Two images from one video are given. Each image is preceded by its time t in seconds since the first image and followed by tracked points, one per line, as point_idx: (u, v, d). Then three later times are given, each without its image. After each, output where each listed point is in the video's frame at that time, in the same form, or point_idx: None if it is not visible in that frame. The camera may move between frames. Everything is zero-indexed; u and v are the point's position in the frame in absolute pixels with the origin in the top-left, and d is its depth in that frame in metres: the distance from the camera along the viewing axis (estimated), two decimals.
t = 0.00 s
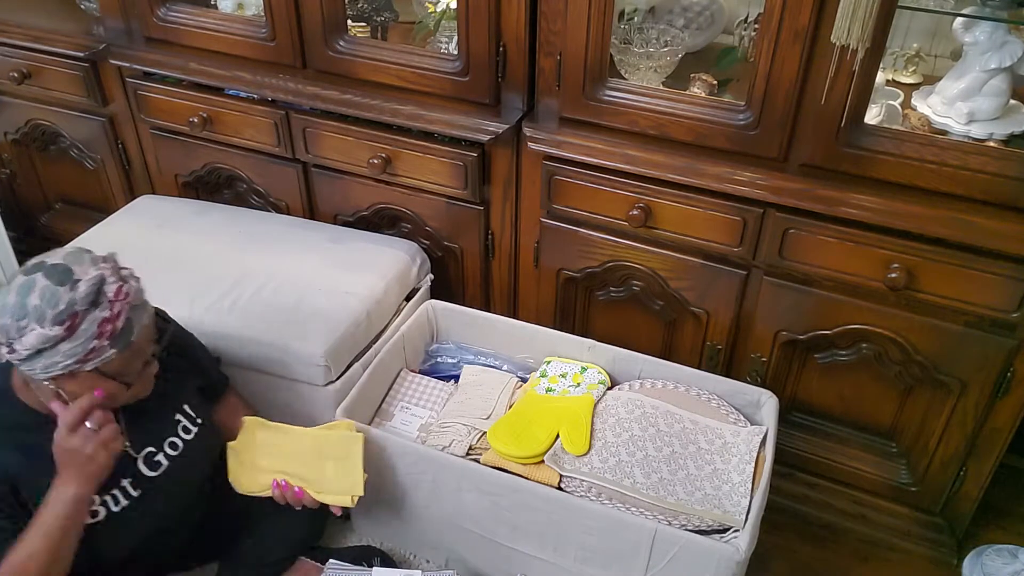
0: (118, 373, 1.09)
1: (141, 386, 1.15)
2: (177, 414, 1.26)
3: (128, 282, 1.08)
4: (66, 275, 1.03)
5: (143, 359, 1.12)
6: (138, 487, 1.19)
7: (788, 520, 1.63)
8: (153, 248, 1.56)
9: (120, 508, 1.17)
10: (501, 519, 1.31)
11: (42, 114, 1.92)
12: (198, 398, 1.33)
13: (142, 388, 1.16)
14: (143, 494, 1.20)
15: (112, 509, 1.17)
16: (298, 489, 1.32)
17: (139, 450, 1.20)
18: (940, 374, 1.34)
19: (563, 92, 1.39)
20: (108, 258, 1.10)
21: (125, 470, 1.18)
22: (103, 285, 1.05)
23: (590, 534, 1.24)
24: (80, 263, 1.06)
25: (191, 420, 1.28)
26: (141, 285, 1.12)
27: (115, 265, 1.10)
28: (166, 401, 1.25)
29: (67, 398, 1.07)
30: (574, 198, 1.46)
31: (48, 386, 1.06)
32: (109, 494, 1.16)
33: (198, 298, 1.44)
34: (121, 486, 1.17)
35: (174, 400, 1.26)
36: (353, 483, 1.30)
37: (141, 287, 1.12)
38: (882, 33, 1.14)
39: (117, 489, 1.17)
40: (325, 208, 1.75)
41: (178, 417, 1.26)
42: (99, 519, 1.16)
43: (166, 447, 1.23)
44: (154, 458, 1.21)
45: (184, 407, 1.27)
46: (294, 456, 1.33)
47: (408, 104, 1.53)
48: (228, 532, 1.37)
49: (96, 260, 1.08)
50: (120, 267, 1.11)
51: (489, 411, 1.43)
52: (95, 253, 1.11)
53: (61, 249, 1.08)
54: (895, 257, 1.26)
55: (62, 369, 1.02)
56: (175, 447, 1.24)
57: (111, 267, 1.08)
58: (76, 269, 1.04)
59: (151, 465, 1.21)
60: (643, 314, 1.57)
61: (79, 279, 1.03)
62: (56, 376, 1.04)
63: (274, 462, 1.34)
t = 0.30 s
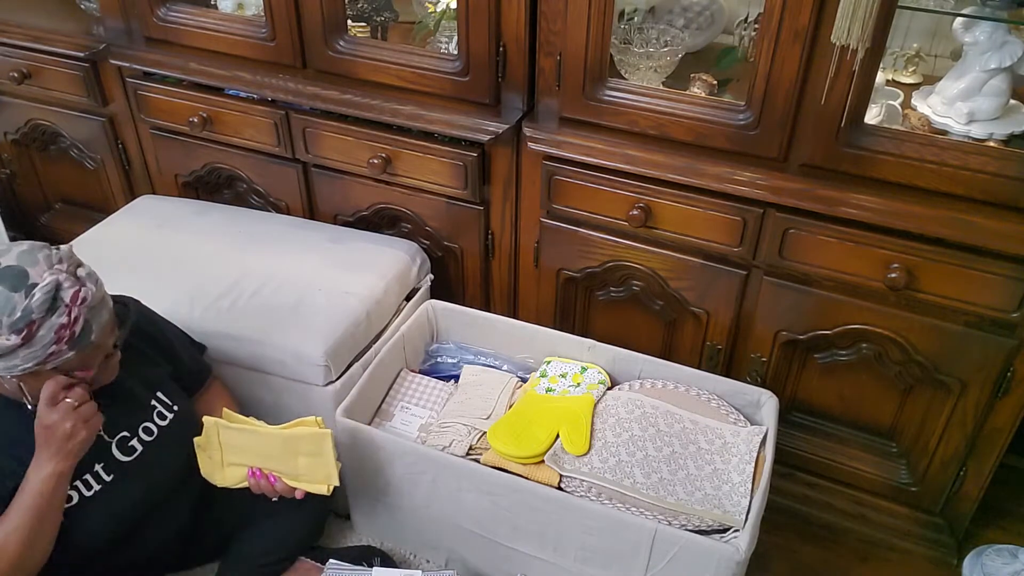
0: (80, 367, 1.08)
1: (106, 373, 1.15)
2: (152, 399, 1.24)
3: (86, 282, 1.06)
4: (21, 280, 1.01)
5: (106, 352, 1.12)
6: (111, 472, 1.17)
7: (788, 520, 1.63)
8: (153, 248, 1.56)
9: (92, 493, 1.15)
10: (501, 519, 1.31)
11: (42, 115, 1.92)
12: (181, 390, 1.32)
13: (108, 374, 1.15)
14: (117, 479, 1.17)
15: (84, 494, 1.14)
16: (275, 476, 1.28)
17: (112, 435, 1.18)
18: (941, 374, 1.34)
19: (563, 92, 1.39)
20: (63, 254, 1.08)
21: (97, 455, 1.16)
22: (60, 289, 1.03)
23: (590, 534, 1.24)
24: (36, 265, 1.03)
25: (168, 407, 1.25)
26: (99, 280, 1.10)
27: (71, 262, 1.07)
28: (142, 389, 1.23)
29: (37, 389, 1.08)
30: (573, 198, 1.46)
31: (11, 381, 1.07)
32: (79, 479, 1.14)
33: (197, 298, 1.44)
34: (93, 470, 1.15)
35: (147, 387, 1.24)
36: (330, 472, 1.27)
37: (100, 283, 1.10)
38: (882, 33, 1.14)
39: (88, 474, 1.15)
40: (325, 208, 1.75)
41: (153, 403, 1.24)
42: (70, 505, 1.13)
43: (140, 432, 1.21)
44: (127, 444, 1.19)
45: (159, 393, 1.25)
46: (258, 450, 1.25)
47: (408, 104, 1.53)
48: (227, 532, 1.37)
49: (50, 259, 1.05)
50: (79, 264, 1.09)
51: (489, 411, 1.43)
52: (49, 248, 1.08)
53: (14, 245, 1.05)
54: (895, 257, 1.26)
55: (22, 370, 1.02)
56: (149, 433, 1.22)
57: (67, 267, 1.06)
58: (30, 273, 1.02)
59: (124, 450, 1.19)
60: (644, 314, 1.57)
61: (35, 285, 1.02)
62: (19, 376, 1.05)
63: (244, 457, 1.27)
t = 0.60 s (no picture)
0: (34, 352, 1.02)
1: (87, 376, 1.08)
2: (156, 403, 1.23)
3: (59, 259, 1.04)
4: None
5: (73, 344, 1.05)
6: (118, 477, 1.16)
7: (788, 520, 1.63)
8: (153, 248, 1.56)
9: (99, 498, 1.14)
10: (501, 519, 1.31)
11: (42, 115, 1.92)
12: (183, 392, 1.32)
13: (87, 377, 1.08)
14: (124, 483, 1.17)
15: (91, 500, 1.13)
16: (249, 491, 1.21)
17: (117, 440, 1.17)
18: (941, 374, 1.34)
19: (563, 91, 1.39)
20: (60, 238, 1.08)
21: (103, 459, 1.15)
22: (25, 255, 1.02)
23: (590, 534, 1.24)
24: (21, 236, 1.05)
25: (173, 409, 1.26)
26: (80, 266, 1.07)
27: (61, 243, 1.07)
28: (145, 392, 1.23)
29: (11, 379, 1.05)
30: (573, 198, 1.46)
31: None
32: (86, 484, 1.13)
33: (198, 298, 1.44)
34: (99, 476, 1.14)
35: (151, 390, 1.24)
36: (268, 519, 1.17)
37: (80, 267, 1.06)
38: (882, 33, 1.14)
39: (95, 479, 1.14)
40: (325, 208, 1.75)
41: (157, 407, 1.23)
42: (76, 511, 1.12)
43: (145, 436, 1.20)
44: (133, 448, 1.19)
45: (163, 396, 1.25)
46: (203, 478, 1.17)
47: (408, 104, 1.53)
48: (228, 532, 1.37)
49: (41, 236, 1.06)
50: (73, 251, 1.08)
51: (489, 411, 1.43)
52: (56, 234, 1.09)
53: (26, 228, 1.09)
54: (895, 257, 1.26)
55: None
56: (154, 436, 1.21)
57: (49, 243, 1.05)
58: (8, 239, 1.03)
59: (130, 455, 1.18)
60: (644, 314, 1.57)
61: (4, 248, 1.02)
62: None
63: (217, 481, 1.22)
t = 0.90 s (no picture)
0: (57, 356, 1.03)
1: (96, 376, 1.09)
2: (157, 403, 1.24)
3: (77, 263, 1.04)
4: (14, 247, 1.01)
5: (90, 346, 1.06)
6: (117, 477, 1.16)
7: (788, 520, 1.63)
8: (152, 248, 1.56)
9: (98, 499, 1.14)
10: (501, 519, 1.31)
11: (42, 115, 1.92)
12: (183, 393, 1.32)
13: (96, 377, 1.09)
14: (122, 484, 1.17)
15: (90, 500, 1.13)
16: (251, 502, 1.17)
17: (117, 440, 1.17)
18: (941, 374, 1.34)
19: (563, 91, 1.39)
20: (69, 240, 1.07)
21: (102, 460, 1.15)
22: (44, 261, 1.01)
23: (590, 534, 1.24)
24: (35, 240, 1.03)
25: (173, 410, 1.26)
26: (95, 268, 1.07)
27: (73, 246, 1.07)
28: (145, 393, 1.23)
29: (20, 379, 1.05)
30: (573, 199, 1.46)
31: None
32: (86, 485, 1.13)
33: (198, 298, 1.44)
34: (98, 476, 1.14)
35: (152, 390, 1.24)
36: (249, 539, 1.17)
37: (95, 270, 1.07)
38: (882, 33, 1.14)
39: (93, 480, 1.14)
40: (325, 208, 1.75)
41: (158, 407, 1.23)
42: (74, 512, 1.12)
43: (145, 437, 1.20)
44: (133, 449, 1.19)
45: (163, 397, 1.25)
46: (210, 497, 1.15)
47: (408, 104, 1.53)
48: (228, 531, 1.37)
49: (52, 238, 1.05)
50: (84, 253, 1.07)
51: (489, 411, 1.43)
52: (61, 235, 1.08)
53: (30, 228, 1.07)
54: (895, 257, 1.26)
55: None
56: (154, 437, 1.22)
57: (63, 246, 1.05)
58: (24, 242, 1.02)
59: (130, 455, 1.18)
60: (643, 314, 1.57)
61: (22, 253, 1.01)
62: None
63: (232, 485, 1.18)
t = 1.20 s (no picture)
0: (60, 361, 1.04)
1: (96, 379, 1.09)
2: (156, 404, 1.23)
3: (80, 267, 1.03)
4: (15, 252, 0.99)
5: (93, 350, 1.07)
6: (115, 479, 1.16)
7: (788, 520, 1.63)
8: (153, 248, 1.56)
9: (96, 500, 1.14)
10: (501, 519, 1.31)
11: (42, 115, 1.92)
12: (183, 394, 1.32)
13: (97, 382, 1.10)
14: (121, 485, 1.17)
15: (88, 502, 1.14)
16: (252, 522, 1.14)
17: (115, 441, 1.17)
18: (941, 374, 1.34)
19: (563, 91, 1.39)
20: (69, 242, 1.06)
21: (101, 461, 1.15)
22: (46, 266, 1.01)
23: (590, 534, 1.24)
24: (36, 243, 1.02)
25: (172, 411, 1.25)
26: (98, 272, 1.07)
27: (75, 249, 1.06)
28: (144, 394, 1.23)
29: (22, 383, 1.05)
30: (573, 199, 1.46)
31: None
32: (84, 486, 1.13)
33: (198, 298, 1.44)
34: (97, 478, 1.14)
35: (151, 391, 1.24)
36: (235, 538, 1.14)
37: (97, 274, 1.07)
38: (882, 33, 1.14)
39: (92, 481, 1.14)
40: (325, 208, 1.75)
41: (156, 408, 1.23)
42: (73, 513, 1.12)
43: (144, 437, 1.20)
44: (132, 449, 1.19)
45: (163, 397, 1.25)
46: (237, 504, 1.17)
47: (408, 104, 1.53)
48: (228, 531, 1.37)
49: (54, 242, 1.04)
50: (85, 255, 1.07)
51: (489, 411, 1.43)
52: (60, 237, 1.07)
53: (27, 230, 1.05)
54: (895, 257, 1.26)
55: None
56: (153, 438, 1.21)
57: (66, 250, 1.04)
58: (26, 245, 1.01)
59: (129, 456, 1.18)
60: (643, 314, 1.57)
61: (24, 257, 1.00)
62: None
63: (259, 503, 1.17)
